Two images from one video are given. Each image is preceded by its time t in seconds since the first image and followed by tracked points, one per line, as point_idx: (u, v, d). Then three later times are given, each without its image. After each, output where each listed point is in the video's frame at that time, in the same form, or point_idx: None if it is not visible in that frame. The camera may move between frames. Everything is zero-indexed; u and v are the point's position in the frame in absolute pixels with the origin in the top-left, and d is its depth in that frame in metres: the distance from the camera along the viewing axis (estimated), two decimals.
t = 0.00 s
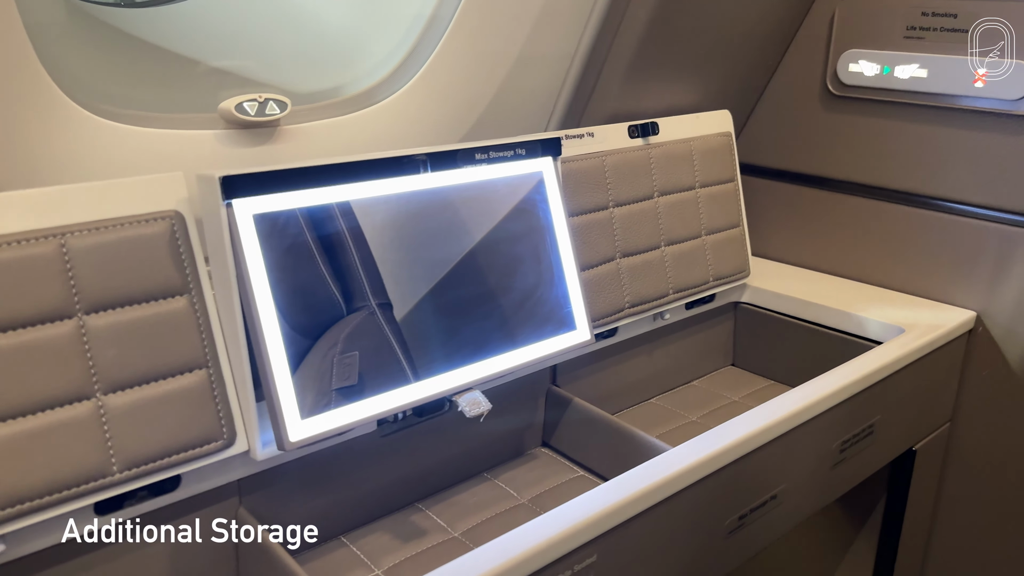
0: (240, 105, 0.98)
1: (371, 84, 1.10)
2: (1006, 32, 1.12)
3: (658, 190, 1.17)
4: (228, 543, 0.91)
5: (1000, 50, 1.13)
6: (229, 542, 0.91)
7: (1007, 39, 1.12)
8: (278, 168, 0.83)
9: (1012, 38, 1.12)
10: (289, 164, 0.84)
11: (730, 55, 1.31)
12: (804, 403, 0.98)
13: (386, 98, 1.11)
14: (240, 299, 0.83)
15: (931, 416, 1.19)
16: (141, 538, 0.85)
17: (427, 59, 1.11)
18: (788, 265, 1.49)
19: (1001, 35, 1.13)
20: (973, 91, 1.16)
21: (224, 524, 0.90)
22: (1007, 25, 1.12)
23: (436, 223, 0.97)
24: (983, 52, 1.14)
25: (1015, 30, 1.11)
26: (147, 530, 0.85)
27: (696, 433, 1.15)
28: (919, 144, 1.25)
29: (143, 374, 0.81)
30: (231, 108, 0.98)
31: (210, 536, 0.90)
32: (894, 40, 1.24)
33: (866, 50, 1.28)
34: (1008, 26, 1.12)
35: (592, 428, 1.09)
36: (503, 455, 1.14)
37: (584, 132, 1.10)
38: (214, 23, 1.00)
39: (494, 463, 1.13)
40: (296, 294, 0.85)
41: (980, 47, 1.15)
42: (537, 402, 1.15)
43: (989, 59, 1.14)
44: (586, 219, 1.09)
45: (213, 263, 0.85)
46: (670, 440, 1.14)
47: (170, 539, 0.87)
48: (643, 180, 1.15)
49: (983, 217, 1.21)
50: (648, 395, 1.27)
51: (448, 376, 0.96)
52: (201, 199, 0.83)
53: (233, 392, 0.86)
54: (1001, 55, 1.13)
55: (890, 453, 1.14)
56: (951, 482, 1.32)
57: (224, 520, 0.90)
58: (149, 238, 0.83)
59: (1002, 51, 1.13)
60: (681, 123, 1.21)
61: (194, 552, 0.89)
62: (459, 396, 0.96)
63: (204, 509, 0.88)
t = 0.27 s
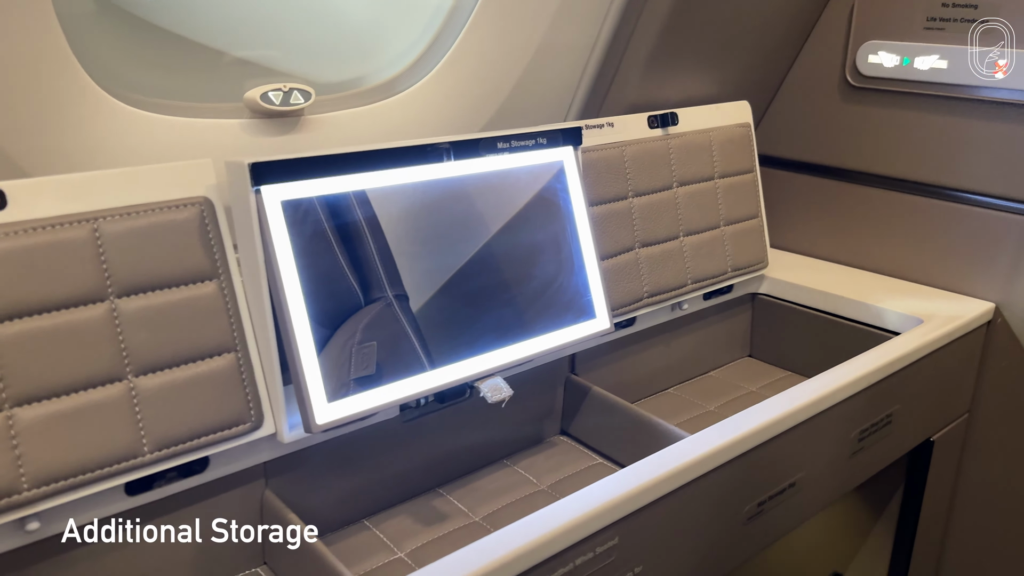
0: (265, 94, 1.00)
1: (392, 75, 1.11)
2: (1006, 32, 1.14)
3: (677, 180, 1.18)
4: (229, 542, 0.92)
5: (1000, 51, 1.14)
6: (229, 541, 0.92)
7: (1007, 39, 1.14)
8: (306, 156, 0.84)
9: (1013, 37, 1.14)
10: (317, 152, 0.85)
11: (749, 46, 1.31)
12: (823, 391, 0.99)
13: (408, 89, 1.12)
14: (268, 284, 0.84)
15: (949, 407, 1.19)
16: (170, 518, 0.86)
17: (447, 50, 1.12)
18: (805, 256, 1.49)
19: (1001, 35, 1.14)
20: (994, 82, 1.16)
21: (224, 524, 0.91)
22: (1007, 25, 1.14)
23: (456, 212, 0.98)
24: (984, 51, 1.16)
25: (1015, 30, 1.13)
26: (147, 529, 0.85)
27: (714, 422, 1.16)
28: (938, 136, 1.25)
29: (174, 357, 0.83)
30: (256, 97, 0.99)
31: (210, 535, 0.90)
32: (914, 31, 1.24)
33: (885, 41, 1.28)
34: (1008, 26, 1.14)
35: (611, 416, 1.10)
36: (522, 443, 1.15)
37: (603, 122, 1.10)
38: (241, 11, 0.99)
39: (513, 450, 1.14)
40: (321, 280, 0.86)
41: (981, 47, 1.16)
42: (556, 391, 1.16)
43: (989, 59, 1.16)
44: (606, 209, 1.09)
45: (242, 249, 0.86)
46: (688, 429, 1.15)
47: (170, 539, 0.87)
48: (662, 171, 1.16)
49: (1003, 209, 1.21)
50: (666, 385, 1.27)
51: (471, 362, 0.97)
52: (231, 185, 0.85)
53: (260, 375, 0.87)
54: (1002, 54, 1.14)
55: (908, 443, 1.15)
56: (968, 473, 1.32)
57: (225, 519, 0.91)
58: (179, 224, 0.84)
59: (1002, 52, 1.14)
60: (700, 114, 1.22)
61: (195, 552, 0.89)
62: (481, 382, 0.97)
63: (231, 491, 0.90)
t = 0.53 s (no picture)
0: (289, 86, 1.01)
1: (413, 67, 1.12)
2: (1005, 33, 1.16)
3: (696, 172, 1.18)
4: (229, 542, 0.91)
5: (999, 52, 1.16)
6: (229, 542, 0.91)
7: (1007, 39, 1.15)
8: (332, 145, 0.85)
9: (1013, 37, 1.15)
10: (344, 141, 0.86)
11: (768, 38, 1.31)
12: (842, 382, 0.99)
13: (429, 81, 1.13)
14: (294, 272, 0.86)
15: (967, 399, 1.20)
16: (197, 501, 0.88)
17: (468, 42, 1.13)
18: (823, 249, 1.50)
19: (1001, 35, 1.16)
20: (1015, 74, 1.15)
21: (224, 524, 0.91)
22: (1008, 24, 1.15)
23: (477, 202, 0.98)
24: (983, 51, 1.18)
25: (1014, 30, 1.15)
26: (146, 529, 0.85)
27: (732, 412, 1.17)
28: (958, 128, 1.25)
29: (203, 343, 0.84)
30: (280, 89, 1.00)
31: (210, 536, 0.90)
32: (934, 23, 1.24)
33: (905, 33, 1.27)
34: (1008, 26, 1.15)
35: (630, 407, 1.11)
36: (541, 432, 1.16)
37: (623, 114, 1.11)
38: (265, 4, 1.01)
39: (532, 440, 1.15)
40: (345, 269, 0.87)
41: (981, 48, 1.18)
42: (574, 381, 1.17)
43: (989, 60, 1.18)
44: (626, 200, 1.10)
45: (269, 237, 0.87)
46: (707, 420, 1.16)
47: (170, 539, 0.87)
48: (681, 162, 1.16)
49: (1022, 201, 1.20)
50: (684, 376, 1.28)
51: (492, 351, 0.98)
52: (259, 174, 0.86)
53: (286, 362, 0.89)
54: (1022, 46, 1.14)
55: (926, 435, 1.15)
56: (985, 466, 1.32)
57: (225, 520, 0.90)
58: (209, 212, 0.86)
59: (1001, 53, 1.16)
60: (719, 106, 1.22)
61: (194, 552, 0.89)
62: (502, 370, 0.98)
63: (257, 476, 0.91)
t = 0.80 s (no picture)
0: (310, 78, 1.01)
1: (431, 59, 1.13)
2: (1006, 34, 1.17)
3: (713, 164, 1.19)
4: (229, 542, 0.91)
5: (999, 53, 1.18)
6: (229, 542, 0.91)
7: (1007, 41, 1.17)
8: (354, 135, 0.86)
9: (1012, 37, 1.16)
10: (367, 132, 0.87)
11: (785, 31, 1.31)
12: (859, 372, 0.99)
13: (449, 73, 1.13)
14: (317, 260, 0.87)
15: (984, 392, 1.20)
16: (221, 487, 0.89)
17: (486, 35, 1.13)
18: (840, 242, 1.50)
19: (1001, 37, 1.17)
20: None
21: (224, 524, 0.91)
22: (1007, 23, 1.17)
23: (497, 192, 0.99)
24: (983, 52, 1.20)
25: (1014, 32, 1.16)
26: (147, 529, 0.85)
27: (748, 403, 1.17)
28: (976, 121, 1.25)
29: (227, 330, 0.86)
30: (301, 81, 1.01)
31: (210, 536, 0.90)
32: (952, 16, 1.23)
33: (923, 26, 1.27)
34: (1009, 27, 1.16)
35: (646, 397, 1.12)
36: (557, 422, 1.17)
37: (640, 106, 1.11)
38: None
39: (549, 430, 1.16)
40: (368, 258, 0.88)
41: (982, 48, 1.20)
42: (590, 371, 1.17)
43: (989, 60, 1.20)
44: (643, 191, 1.10)
45: (292, 225, 0.88)
46: (722, 411, 1.16)
47: (171, 539, 0.87)
48: (698, 154, 1.17)
49: None
50: (699, 368, 1.29)
51: (510, 340, 0.99)
52: (283, 164, 0.87)
53: (308, 349, 0.90)
54: None
55: (942, 427, 1.15)
56: (1001, 460, 1.32)
57: (225, 519, 0.90)
58: (234, 201, 0.87)
59: (1001, 54, 1.18)
60: (736, 98, 1.23)
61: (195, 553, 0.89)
62: (520, 359, 0.98)
63: (279, 462, 0.92)
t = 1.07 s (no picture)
0: (331, 70, 1.03)
1: (451, 52, 1.14)
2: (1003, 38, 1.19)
3: (730, 156, 1.19)
4: (229, 542, 0.91)
5: (998, 54, 1.21)
6: (229, 542, 0.92)
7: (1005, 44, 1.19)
8: (377, 126, 0.87)
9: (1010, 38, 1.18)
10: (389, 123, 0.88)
11: (801, 24, 1.32)
12: (876, 363, 1.00)
13: (468, 63, 1.15)
14: (341, 249, 0.88)
15: (999, 385, 1.20)
16: (245, 471, 0.91)
17: (504, 27, 1.14)
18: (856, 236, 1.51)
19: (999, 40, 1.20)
20: None
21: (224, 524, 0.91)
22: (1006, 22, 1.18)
23: (517, 183, 1.00)
24: (982, 53, 1.23)
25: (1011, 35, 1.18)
26: (147, 529, 0.86)
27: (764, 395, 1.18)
28: (993, 115, 1.25)
29: (253, 317, 0.87)
30: (323, 74, 1.02)
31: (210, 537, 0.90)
32: (970, 9, 1.23)
33: (941, 19, 1.27)
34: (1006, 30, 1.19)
35: (662, 388, 1.13)
36: (574, 412, 1.18)
37: (658, 98, 1.12)
38: None
39: (565, 420, 1.17)
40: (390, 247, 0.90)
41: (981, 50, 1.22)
42: (607, 362, 1.18)
43: (988, 61, 1.23)
44: (660, 183, 1.11)
45: (316, 214, 0.90)
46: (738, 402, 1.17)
47: (171, 539, 0.87)
48: (715, 147, 1.17)
49: None
50: (714, 360, 1.29)
51: (528, 330, 0.99)
52: (308, 154, 0.89)
53: (331, 337, 0.91)
54: None
55: (957, 420, 1.16)
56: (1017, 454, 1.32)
57: (225, 519, 0.91)
58: (259, 190, 0.88)
59: (1000, 55, 1.21)
60: (753, 91, 1.23)
61: (195, 553, 0.89)
62: (539, 349, 0.99)
63: (302, 448, 0.94)
